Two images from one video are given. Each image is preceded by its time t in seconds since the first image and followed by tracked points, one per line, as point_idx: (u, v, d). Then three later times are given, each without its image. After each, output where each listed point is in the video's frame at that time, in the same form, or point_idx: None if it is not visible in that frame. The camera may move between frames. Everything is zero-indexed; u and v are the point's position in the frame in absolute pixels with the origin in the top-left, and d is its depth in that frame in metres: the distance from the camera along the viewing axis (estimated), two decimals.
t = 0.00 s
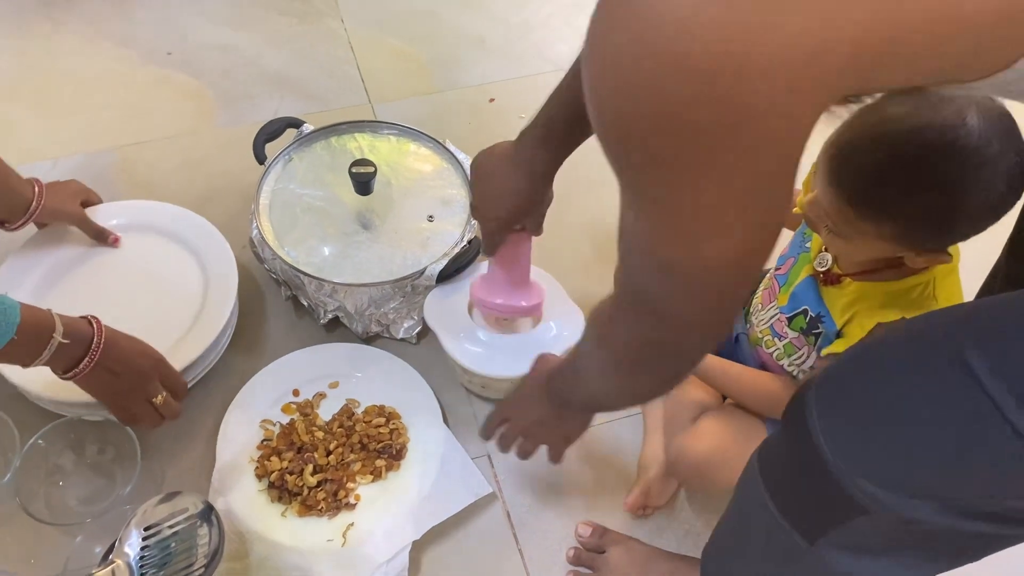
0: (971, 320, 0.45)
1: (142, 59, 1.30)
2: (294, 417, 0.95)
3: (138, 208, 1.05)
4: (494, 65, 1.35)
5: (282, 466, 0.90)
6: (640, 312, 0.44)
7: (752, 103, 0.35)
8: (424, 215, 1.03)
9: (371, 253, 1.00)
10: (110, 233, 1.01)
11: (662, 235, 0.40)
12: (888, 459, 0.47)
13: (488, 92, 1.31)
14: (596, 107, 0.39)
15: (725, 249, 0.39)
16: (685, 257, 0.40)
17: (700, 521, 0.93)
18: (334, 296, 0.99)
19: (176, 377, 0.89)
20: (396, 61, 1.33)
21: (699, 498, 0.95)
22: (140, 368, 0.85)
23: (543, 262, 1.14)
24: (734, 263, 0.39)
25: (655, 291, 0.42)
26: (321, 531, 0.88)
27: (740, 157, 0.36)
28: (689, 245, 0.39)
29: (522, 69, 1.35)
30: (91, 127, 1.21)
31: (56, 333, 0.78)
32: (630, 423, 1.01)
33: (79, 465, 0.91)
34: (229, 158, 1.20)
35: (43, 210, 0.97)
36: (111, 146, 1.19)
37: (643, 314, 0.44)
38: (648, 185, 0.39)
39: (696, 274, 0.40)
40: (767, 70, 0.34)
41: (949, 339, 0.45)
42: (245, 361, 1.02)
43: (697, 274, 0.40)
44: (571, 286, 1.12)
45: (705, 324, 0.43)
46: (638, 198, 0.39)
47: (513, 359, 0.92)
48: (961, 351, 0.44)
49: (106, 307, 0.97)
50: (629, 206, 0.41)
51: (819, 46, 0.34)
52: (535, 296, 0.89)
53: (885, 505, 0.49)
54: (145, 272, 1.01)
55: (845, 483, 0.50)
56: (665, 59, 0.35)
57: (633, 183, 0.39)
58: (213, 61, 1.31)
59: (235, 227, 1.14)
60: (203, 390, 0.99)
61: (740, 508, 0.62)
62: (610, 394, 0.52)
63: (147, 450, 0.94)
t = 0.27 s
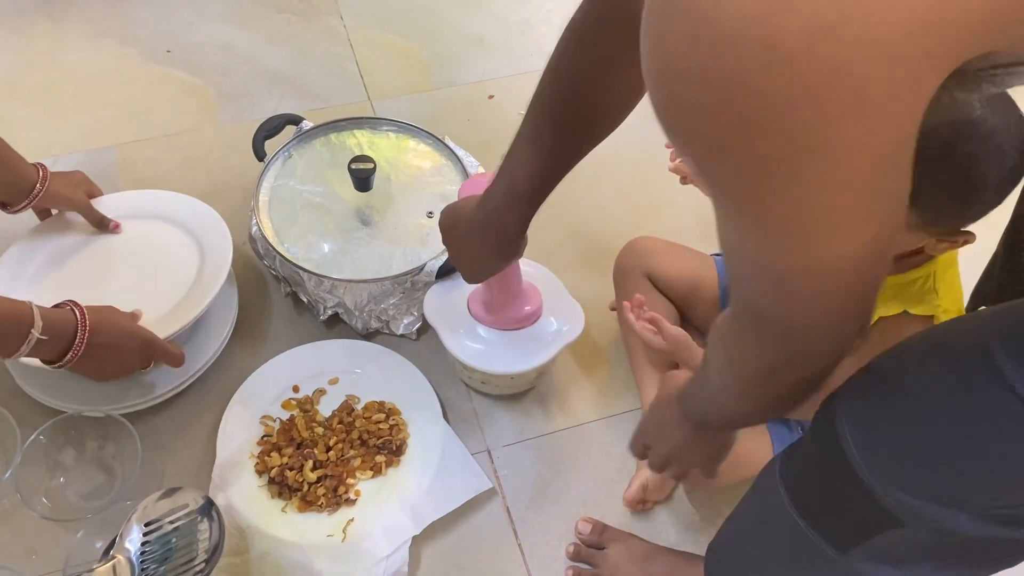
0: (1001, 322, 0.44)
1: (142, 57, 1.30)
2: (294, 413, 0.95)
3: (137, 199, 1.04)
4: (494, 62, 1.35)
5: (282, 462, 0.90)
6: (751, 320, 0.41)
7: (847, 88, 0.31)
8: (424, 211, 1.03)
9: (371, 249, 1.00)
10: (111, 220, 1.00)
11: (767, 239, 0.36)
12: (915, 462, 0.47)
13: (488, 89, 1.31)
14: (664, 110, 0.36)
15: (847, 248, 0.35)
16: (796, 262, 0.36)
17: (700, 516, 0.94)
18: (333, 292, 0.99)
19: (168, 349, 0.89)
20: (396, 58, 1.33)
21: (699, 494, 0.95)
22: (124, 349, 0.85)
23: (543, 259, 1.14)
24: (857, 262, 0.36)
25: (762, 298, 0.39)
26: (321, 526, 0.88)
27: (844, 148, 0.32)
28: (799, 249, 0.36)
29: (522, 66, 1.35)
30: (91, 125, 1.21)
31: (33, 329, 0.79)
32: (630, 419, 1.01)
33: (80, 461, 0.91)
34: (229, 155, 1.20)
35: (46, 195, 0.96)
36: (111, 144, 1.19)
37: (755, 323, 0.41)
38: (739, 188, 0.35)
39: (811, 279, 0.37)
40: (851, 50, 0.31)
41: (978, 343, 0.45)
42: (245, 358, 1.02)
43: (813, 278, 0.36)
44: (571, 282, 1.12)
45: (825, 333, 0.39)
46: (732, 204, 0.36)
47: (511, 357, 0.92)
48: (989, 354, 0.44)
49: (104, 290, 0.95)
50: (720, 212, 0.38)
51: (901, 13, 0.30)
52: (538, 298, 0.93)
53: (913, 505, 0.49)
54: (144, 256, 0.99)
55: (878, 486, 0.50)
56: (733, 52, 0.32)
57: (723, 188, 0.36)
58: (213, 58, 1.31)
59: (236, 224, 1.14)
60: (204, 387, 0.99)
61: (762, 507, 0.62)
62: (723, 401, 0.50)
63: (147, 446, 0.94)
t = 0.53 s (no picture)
0: (1010, 338, 0.44)
1: (140, 62, 1.30)
2: (292, 418, 0.95)
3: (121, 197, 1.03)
4: (492, 66, 1.35)
5: (280, 468, 0.90)
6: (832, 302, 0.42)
7: (932, 101, 0.31)
8: (422, 216, 1.03)
9: (369, 254, 1.00)
10: (98, 214, 0.99)
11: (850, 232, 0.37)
12: (929, 480, 0.46)
13: (486, 93, 1.31)
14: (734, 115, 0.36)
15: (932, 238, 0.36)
16: (885, 244, 0.37)
17: (698, 521, 0.94)
18: (331, 298, 0.99)
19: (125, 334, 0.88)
20: (394, 62, 1.33)
21: (698, 500, 0.95)
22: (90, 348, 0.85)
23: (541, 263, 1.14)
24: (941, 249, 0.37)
25: (842, 282, 0.40)
26: (320, 532, 0.88)
27: (929, 153, 0.33)
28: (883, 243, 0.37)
29: (520, 70, 1.35)
30: (89, 130, 1.21)
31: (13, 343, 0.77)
32: (629, 424, 1.01)
33: (78, 469, 0.91)
34: (226, 160, 1.20)
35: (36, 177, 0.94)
36: (109, 150, 1.19)
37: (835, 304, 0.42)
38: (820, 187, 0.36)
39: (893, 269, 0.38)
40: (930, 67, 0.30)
41: (987, 359, 0.44)
42: (243, 364, 1.02)
43: (896, 267, 0.37)
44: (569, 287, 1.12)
45: (910, 308, 0.40)
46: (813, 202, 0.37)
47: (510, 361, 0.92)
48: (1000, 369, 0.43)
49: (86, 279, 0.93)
50: (797, 205, 0.38)
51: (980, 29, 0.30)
52: (536, 299, 0.94)
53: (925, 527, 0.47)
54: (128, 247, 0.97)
55: (888, 509, 0.48)
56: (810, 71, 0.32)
57: (801, 187, 0.37)
58: (210, 63, 1.31)
59: (233, 230, 1.14)
60: (202, 393, 0.99)
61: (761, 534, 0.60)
62: (796, 364, 0.51)
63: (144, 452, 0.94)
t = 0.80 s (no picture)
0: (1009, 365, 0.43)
1: (137, 75, 1.31)
2: (289, 429, 0.96)
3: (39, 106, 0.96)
4: (488, 76, 1.36)
5: (277, 478, 0.91)
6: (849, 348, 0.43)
7: (937, 157, 0.32)
8: (418, 227, 1.04)
9: (365, 266, 1.01)
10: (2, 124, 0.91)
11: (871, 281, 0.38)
12: (922, 501, 0.45)
13: (481, 103, 1.32)
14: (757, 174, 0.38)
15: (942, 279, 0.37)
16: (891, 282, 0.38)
17: (692, 529, 0.94)
18: (327, 309, 1.00)
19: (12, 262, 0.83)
20: (390, 72, 1.34)
21: (692, 509, 0.96)
22: None
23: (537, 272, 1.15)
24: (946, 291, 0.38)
25: (849, 319, 0.41)
26: (316, 543, 0.88)
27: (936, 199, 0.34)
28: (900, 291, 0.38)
29: (516, 80, 1.36)
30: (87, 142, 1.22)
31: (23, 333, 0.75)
32: (624, 432, 1.01)
33: (77, 481, 0.92)
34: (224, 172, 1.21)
35: None
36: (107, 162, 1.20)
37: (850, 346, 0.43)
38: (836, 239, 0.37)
39: (903, 310, 0.39)
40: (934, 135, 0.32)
41: (990, 393, 0.43)
42: (241, 375, 1.03)
43: (894, 304, 0.38)
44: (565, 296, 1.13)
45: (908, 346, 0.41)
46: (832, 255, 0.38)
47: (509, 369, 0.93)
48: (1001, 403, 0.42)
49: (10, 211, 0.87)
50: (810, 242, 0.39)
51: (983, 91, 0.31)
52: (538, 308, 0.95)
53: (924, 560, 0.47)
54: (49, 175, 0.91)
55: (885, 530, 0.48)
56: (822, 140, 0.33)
57: (816, 226, 0.37)
58: (208, 75, 1.32)
59: (231, 241, 1.14)
60: (200, 404, 1.00)
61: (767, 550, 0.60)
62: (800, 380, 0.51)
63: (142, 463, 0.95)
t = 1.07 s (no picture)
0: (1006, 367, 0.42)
1: (136, 79, 1.32)
2: (288, 432, 0.97)
3: None
4: (485, 78, 1.37)
5: (276, 481, 0.92)
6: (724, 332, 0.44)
7: (816, 166, 0.34)
8: (415, 230, 1.04)
9: (363, 269, 1.01)
10: None
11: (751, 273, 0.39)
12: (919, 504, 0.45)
13: (479, 105, 1.32)
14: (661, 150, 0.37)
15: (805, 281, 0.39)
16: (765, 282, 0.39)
17: (690, 529, 0.95)
18: (325, 312, 1.00)
19: None
20: (387, 75, 1.35)
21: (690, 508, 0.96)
22: None
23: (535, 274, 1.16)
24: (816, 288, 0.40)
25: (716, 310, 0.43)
26: (316, 545, 0.89)
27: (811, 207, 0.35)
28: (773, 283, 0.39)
29: (513, 82, 1.37)
30: (86, 147, 1.22)
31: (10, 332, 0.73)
32: (622, 433, 1.02)
33: (77, 484, 0.93)
34: (223, 176, 1.21)
35: None
36: (106, 167, 1.21)
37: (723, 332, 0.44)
38: (724, 227, 0.37)
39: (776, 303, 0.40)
40: (851, 142, 0.33)
41: (993, 396, 0.42)
42: (240, 378, 1.04)
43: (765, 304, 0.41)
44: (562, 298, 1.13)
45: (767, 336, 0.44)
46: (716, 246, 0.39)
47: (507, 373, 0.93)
48: (1002, 406, 0.42)
49: None
50: (687, 225, 0.40)
51: (904, 115, 0.32)
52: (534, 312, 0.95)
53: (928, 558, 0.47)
54: None
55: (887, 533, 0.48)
56: (741, 135, 0.33)
57: (696, 214, 0.38)
58: (206, 79, 1.33)
59: (230, 245, 1.15)
60: (199, 407, 1.01)
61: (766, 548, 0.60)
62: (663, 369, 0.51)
63: (142, 465, 0.95)
